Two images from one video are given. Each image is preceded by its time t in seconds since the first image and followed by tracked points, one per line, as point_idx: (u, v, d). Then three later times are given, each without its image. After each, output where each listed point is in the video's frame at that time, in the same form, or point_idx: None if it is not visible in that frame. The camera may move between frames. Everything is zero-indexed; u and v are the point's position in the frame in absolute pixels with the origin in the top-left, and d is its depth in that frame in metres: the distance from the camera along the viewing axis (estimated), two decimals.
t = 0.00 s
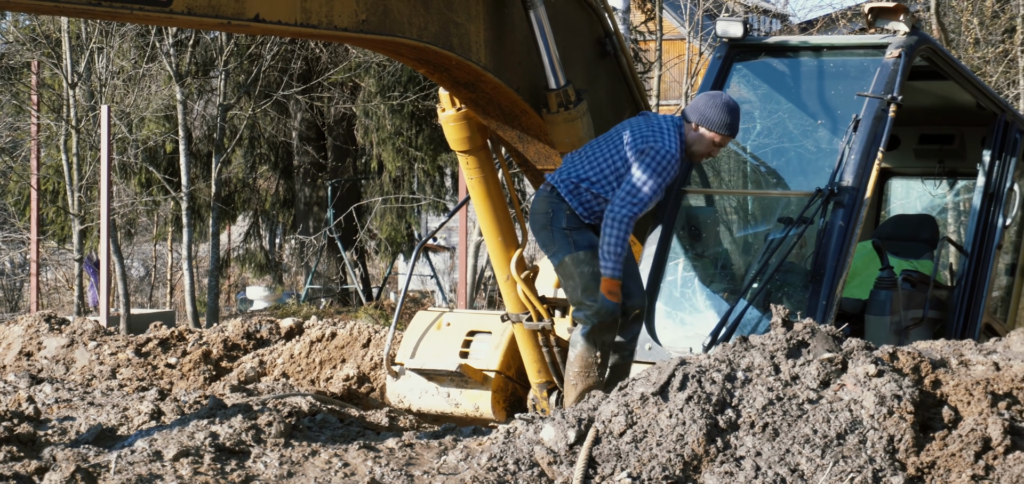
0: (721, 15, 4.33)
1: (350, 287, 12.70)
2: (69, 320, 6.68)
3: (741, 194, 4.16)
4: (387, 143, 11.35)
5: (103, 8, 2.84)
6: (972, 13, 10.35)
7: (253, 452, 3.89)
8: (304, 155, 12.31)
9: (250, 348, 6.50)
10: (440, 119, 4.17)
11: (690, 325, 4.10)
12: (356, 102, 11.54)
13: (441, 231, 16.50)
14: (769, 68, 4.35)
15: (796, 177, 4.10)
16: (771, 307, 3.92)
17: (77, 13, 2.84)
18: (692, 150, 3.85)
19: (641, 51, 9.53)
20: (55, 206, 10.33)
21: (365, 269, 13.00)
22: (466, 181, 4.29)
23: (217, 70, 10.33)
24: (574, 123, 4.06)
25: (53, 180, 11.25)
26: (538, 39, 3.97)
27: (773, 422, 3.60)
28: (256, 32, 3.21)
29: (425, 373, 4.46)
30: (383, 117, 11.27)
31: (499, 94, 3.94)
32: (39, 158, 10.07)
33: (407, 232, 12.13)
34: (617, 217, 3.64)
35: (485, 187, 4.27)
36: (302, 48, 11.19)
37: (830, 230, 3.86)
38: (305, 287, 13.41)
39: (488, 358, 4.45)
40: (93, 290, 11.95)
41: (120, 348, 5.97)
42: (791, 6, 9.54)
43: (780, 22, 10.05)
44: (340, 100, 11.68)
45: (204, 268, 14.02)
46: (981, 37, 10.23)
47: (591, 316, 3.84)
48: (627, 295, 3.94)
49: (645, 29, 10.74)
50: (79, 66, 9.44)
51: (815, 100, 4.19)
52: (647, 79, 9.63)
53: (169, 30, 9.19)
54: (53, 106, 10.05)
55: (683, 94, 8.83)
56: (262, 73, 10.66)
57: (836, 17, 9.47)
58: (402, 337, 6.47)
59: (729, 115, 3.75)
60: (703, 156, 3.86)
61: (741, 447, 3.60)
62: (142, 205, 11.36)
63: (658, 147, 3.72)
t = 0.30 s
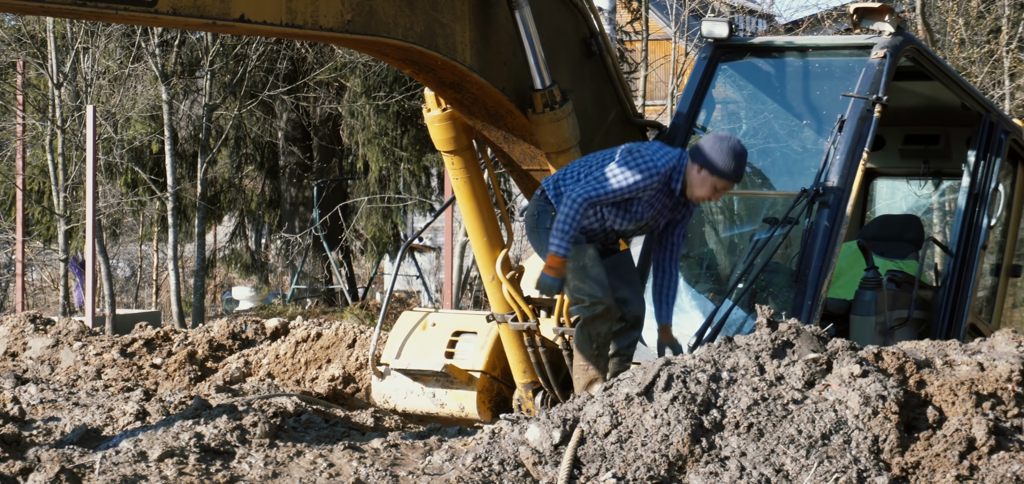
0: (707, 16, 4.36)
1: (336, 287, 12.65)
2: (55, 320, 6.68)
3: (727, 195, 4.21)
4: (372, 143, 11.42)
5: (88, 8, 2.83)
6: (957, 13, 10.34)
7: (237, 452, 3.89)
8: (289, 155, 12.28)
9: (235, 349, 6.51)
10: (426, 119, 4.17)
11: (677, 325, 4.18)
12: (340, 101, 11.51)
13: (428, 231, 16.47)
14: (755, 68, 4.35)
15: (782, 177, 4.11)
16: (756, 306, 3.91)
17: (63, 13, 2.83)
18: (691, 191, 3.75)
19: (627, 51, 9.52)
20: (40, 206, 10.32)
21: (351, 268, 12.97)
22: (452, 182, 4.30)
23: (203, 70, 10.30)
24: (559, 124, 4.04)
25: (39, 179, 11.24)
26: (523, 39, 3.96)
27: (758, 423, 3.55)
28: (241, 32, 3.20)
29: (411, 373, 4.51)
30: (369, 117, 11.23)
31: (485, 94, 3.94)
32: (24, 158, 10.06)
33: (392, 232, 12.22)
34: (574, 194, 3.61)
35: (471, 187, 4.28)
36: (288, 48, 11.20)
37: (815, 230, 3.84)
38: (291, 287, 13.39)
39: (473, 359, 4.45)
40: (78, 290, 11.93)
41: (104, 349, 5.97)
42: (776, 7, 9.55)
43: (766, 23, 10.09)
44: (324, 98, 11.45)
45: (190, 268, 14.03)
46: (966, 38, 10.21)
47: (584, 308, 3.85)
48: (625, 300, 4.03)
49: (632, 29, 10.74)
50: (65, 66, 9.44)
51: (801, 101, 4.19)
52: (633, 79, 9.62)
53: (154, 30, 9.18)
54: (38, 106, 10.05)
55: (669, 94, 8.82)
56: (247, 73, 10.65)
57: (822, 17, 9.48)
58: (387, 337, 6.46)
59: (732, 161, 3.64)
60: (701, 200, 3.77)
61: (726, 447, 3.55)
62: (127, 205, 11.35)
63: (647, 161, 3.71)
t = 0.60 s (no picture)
0: (692, 16, 4.37)
1: (320, 287, 12.63)
2: (39, 320, 6.66)
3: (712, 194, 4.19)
4: (355, 144, 11.30)
5: (72, 8, 2.81)
6: (942, 13, 10.34)
7: (222, 452, 3.88)
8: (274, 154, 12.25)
9: (220, 348, 6.51)
10: (410, 119, 4.17)
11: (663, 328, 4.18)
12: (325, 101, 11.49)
13: (414, 230, 16.47)
14: (739, 68, 4.37)
15: (766, 177, 4.11)
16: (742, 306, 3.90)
17: (47, 12, 2.81)
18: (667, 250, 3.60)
19: (612, 51, 9.52)
20: (25, 206, 10.30)
21: (335, 268, 12.95)
22: (437, 181, 4.29)
23: (187, 69, 10.27)
24: (544, 123, 4.04)
25: (24, 179, 11.21)
26: (508, 39, 3.97)
27: (742, 423, 3.53)
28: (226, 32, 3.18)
29: (395, 373, 4.51)
30: (353, 116, 11.21)
31: (470, 94, 3.93)
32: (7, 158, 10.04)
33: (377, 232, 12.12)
34: (544, 218, 3.67)
35: (455, 188, 4.27)
36: (273, 48, 11.18)
37: (800, 230, 3.85)
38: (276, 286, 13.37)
39: (458, 359, 4.46)
40: (63, 290, 11.92)
41: (89, 348, 5.97)
42: (761, 7, 9.56)
43: (750, 22, 10.11)
44: (309, 99, 11.57)
45: (175, 268, 14.03)
46: (951, 38, 10.21)
47: (561, 311, 3.84)
48: (614, 306, 3.99)
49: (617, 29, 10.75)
50: (49, 65, 9.42)
51: (785, 100, 4.20)
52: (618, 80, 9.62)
53: (139, 30, 9.16)
54: (22, 106, 10.03)
55: (654, 94, 8.83)
56: (232, 72, 10.63)
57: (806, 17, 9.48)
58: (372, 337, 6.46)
59: (707, 233, 3.43)
60: (679, 262, 3.60)
61: (710, 447, 3.53)
62: (112, 205, 11.33)
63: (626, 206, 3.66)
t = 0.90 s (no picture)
0: (673, 15, 4.38)
1: (302, 286, 12.62)
2: (18, 320, 6.67)
3: (694, 194, 4.19)
4: (337, 144, 11.36)
5: (52, 7, 2.77)
6: (922, 13, 10.37)
7: (203, 452, 3.87)
8: (255, 153, 12.24)
9: (201, 348, 6.52)
10: (391, 119, 4.16)
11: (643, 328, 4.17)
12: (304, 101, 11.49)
13: (394, 230, 16.49)
14: (720, 67, 4.37)
15: (747, 176, 4.12)
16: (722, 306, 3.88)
17: (27, 11, 2.77)
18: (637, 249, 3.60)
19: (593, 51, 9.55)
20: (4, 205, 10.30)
21: (317, 268, 12.95)
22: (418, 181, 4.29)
23: (168, 69, 10.25)
24: (525, 123, 4.05)
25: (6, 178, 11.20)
26: (489, 39, 3.96)
27: (723, 422, 3.48)
28: (207, 31, 3.15)
29: (377, 372, 4.51)
30: (334, 116, 11.20)
31: (451, 94, 3.92)
32: None
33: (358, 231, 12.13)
34: (518, 234, 3.68)
35: (436, 187, 4.27)
36: (254, 47, 11.18)
37: (781, 229, 3.85)
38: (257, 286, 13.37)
39: (439, 359, 4.48)
40: (44, 290, 11.98)
41: (70, 348, 5.97)
42: (742, 7, 9.59)
43: (731, 22, 10.15)
44: (291, 99, 11.54)
45: (156, 267, 14.04)
46: (931, 38, 10.24)
47: (536, 308, 3.88)
48: (594, 304, 4.01)
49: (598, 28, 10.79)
50: (30, 64, 9.41)
51: (766, 100, 4.21)
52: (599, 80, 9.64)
53: (119, 29, 9.16)
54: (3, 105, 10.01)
55: (635, 94, 8.85)
56: (213, 71, 10.63)
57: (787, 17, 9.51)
58: (353, 337, 6.48)
59: (672, 229, 3.43)
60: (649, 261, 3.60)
61: (691, 447, 3.47)
62: (92, 204, 11.32)
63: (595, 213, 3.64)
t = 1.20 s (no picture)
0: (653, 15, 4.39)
1: (282, 285, 12.62)
2: None
3: (674, 193, 4.21)
4: (318, 142, 11.36)
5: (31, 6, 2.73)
6: (902, 13, 10.38)
7: (183, 451, 3.86)
8: (235, 153, 12.22)
9: (180, 347, 6.53)
10: (372, 118, 4.16)
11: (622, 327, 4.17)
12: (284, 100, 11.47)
13: (375, 229, 16.51)
14: (700, 67, 4.39)
15: (727, 176, 4.13)
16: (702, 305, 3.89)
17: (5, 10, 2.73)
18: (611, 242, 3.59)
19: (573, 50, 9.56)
20: None
21: (297, 267, 12.95)
22: (397, 180, 4.29)
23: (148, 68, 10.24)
24: (505, 123, 4.05)
25: None
26: (470, 39, 3.96)
27: (703, 421, 3.46)
28: (187, 30, 3.12)
29: (357, 372, 4.53)
30: (314, 116, 11.20)
31: (432, 93, 3.92)
32: None
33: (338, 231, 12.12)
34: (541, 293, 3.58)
35: (416, 187, 4.27)
36: (234, 47, 11.17)
37: (761, 229, 3.86)
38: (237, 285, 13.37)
39: (419, 358, 4.49)
40: (23, 290, 12.26)
41: (49, 347, 5.97)
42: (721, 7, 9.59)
43: (711, 21, 10.16)
44: (270, 98, 11.48)
45: (135, 267, 14.05)
46: (912, 37, 10.25)
47: (513, 305, 3.94)
48: (574, 303, 4.03)
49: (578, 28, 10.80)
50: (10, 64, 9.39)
51: (746, 99, 4.22)
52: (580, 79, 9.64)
53: (99, 28, 9.15)
54: None
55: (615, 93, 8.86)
56: (193, 71, 10.64)
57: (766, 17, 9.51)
58: (333, 336, 6.50)
59: (633, 211, 3.43)
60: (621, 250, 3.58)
61: (671, 446, 3.45)
62: (72, 204, 11.30)
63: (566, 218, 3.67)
